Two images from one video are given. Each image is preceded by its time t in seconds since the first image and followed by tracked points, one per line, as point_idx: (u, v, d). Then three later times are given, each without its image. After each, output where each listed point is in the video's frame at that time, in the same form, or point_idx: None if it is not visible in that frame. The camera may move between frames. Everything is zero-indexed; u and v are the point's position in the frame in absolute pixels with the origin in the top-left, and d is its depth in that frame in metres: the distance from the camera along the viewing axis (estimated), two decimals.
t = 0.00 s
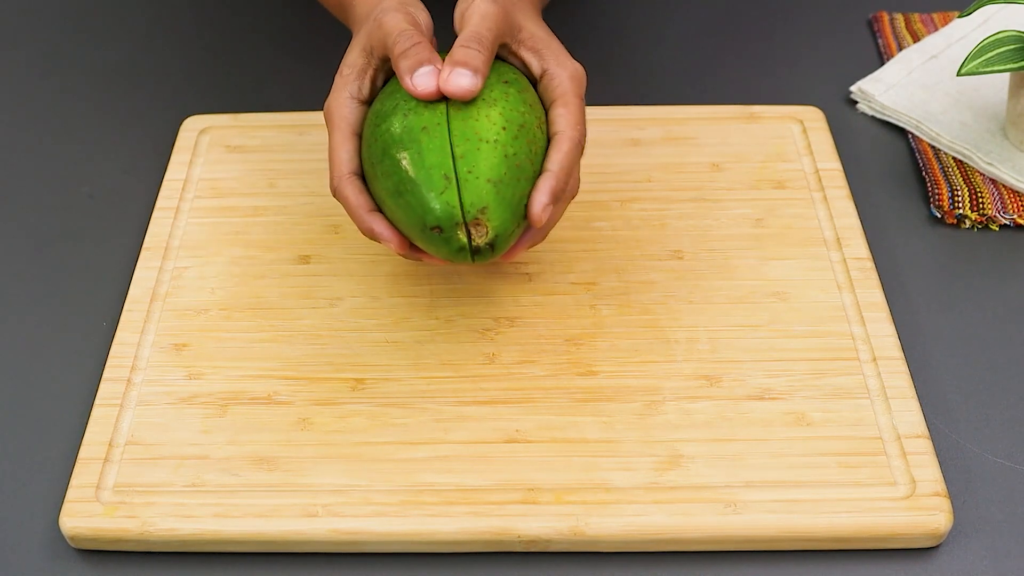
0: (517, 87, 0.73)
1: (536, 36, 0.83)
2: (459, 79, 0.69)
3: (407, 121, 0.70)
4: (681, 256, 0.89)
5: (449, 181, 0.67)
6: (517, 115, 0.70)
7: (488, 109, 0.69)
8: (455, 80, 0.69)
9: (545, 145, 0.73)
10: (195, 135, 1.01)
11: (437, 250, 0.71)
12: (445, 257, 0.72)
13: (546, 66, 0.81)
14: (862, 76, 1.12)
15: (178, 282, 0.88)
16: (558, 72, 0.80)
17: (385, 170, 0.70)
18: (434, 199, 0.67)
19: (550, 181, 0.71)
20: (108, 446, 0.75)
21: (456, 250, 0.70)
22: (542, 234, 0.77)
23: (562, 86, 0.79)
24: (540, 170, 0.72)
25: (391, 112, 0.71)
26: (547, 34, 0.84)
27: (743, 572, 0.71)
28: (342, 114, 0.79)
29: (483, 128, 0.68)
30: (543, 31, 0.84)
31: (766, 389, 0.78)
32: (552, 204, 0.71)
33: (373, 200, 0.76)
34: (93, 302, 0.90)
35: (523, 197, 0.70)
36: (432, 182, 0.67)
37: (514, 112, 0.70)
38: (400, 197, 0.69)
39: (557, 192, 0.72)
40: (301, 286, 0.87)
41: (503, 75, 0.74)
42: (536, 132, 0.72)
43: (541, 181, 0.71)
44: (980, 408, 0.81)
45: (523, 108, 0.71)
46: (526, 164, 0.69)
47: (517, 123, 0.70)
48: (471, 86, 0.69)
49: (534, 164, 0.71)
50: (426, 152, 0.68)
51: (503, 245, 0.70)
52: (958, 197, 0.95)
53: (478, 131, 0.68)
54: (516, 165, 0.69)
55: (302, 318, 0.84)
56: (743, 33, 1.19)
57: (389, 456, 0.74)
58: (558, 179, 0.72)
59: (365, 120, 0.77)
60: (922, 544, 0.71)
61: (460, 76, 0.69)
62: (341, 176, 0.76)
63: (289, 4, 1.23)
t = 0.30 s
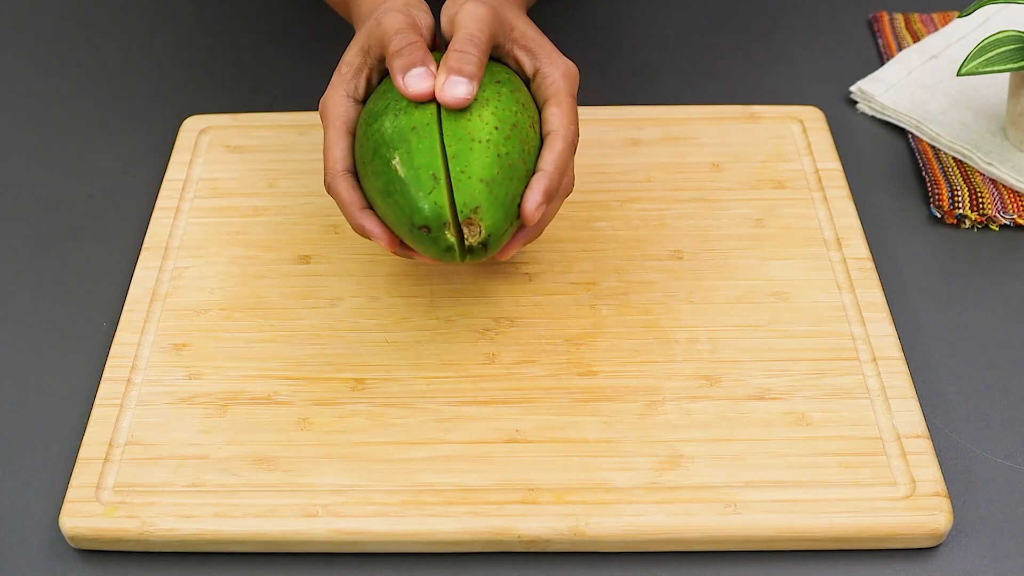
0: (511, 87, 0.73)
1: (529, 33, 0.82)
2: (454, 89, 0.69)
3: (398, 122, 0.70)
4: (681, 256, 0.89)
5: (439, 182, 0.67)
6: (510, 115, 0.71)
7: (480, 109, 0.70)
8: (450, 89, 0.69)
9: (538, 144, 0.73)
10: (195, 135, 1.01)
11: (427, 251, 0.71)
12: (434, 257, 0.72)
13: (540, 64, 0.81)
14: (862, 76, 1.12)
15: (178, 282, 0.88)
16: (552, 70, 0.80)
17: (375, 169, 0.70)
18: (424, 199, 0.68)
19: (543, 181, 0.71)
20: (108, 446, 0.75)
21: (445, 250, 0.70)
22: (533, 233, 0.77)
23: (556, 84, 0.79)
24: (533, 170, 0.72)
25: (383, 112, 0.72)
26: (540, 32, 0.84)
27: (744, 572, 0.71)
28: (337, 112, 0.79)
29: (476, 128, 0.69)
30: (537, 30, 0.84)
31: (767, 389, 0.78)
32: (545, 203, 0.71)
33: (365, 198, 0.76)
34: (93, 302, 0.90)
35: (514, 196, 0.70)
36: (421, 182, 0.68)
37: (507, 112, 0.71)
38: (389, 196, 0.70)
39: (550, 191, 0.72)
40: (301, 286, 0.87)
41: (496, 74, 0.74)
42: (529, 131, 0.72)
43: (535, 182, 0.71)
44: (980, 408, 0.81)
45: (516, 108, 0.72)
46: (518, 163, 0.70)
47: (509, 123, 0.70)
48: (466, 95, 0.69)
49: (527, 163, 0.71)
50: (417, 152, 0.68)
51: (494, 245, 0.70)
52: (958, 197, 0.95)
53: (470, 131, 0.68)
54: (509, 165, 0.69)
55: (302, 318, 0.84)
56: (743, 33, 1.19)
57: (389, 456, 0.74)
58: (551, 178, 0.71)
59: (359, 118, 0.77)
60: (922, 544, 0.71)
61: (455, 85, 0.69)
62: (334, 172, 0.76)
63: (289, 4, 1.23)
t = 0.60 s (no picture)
0: (508, 93, 0.73)
1: (532, 40, 0.82)
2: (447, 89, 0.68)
3: (395, 123, 0.70)
4: (681, 256, 0.89)
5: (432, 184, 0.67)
6: (506, 121, 0.71)
7: (476, 114, 0.70)
8: (444, 84, 0.68)
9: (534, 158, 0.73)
10: (195, 135, 1.01)
11: (419, 252, 0.71)
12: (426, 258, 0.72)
13: (540, 73, 0.81)
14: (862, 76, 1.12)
15: (178, 282, 0.88)
16: (552, 80, 0.80)
17: (371, 169, 0.71)
18: (417, 200, 0.68)
19: (535, 194, 0.72)
20: (108, 446, 0.75)
21: (435, 252, 0.70)
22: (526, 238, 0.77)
23: (555, 96, 0.80)
24: (527, 183, 0.72)
25: (381, 112, 0.72)
26: (543, 38, 0.84)
27: (744, 572, 0.71)
28: (335, 109, 0.79)
29: (471, 132, 0.68)
30: (540, 35, 0.84)
31: (767, 389, 0.78)
32: (536, 216, 0.72)
33: (361, 196, 0.76)
34: (93, 302, 0.90)
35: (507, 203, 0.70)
36: (416, 184, 0.68)
37: (503, 118, 0.70)
38: (384, 196, 0.70)
39: (543, 207, 0.73)
40: (301, 286, 0.87)
41: (496, 81, 0.74)
42: (524, 139, 0.72)
43: (529, 197, 0.72)
44: (980, 407, 0.81)
45: (513, 115, 0.72)
46: (512, 171, 0.70)
47: (505, 129, 0.70)
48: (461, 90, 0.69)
49: (520, 171, 0.71)
50: (412, 153, 0.68)
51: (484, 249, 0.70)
52: (958, 197, 0.95)
53: (465, 135, 0.68)
54: (501, 172, 0.69)
55: (301, 318, 0.84)
56: (743, 33, 1.19)
57: (389, 456, 0.74)
58: (545, 195, 0.72)
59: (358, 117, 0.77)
60: (922, 544, 0.71)
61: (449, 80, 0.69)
62: (330, 170, 0.76)
63: (289, 4, 1.23)
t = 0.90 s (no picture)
0: (504, 96, 0.74)
1: (530, 42, 0.82)
2: (445, 102, 0.68)
3: (391, 125, 0.70)
4: (681, 256, 0.89)
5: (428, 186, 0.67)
6: (501, 124, 0.71)
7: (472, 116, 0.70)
8: (443, 101, 0.68)
9: (529, 160, 0.73)
10: (195, 135, 1.01)
11: (414, 254, 0.71)
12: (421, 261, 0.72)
13: (538, 75, 0.81)
14: (862, 76, 1.12)
15: (178, 282, 0.88)
16: (550, 82, 0.80)
17: (367, 171, 0.71)
18: (413, 203, 0.68)
19: (531, 196, 0.72)
20: (108, 446, 0.75)
21: (431, 254, 0.70)
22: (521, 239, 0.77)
23: (553, 97, 0.79)
24: (522, 185, 0.72)
25: (378, 114, 0.72)
26: (542, 42, 0.83)
27: (745, 572, 0.71)
28: (333, 111, 0.79)
29: (467, 134, 0.69)
30: (538, 38, 0.84)
31: (767, 389, 0.78)
32: (531, 218, 0.72)
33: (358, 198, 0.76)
34: (93, 302, 0.90)
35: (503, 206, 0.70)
36: (412, 187, 0.68)
37: (498, 121, 0.71)
38: (380, 198, 0.70)
39: (538, 209, 0.73)
40: (301, 286, 0.87)
41: (492, 83, 0.74)
42: (519, 141, 0.72)
43: (523, 197, 0.72)
44: (980, 408, 0.81)
45: (508, 118, 0.72)
46: (508, 173, 0.70)
47: (501, 132, 0.70)
48: (460, 110, 0.68)
49: (515, 173, 0.71)
50: (408, 156, 0.68)
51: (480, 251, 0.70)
52: (958, 197, 0.95)
53: (460, 138, 0.68)
54: (497, 174, 0.69)
55: (301, 318, 0.84)
56: (743, 33, 1.19)
57: (390, 456, 0.74)
58: (540, 197, 0.72)
59: (356, 119, 0.77)
60: (922, 544, 0.71)
61: (449, 97, 0.69)
62: (327, 172, 0.76)
63: (289, 5, 1.23)
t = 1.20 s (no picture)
0: (508, 96, 0.74)
1: (535, 42, 0.82)
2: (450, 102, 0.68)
3: (395, 121, 0.70)
4: (681, 256, 0.89)
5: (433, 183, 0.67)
6: (506, 123, 0.71)
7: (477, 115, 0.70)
8: (450, 101, 0.68)
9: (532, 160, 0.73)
10: (195, 135, 1.01)
11: (413, 247, 0.71)
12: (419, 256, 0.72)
13: (541, 76, 0.81)
14: (862, 76, 1.12)
15: (178, 282, 0.88)
16: (553, 82, 0.80)
17: (368, 164, 0.70)
18: (415, 197, 0.68)
19: (533, 196, 0.72)
20: (108, 446, 0.75)
21: (430, 248, 0.70)
22: (523, 239, 0.77)
23: (557, 97, 0.79)
24: (525, 185, 0.72)
25: (381, 109, 0.72)
26: (545, 42, 0.83)
27: (745, 573, 0.71)
28: (333, 105, 0.79)
29: (472, 133, 0.69)
30: (542, 39, 0.83)
31: (767, 389, 0.78)
32: (533, 219, 0.72)
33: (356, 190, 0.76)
34: (93, 302, 0.90)
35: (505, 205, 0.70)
36: (415, 181, 0.68)
37: (503, 120, 0.71)
38: (380, 191, 0.70)
39: (539, 210, 0.73)
40: (301, 286, 0.87)
41: (495, 83, 0.74)
42: (523, 141, 0.72)
43: (525, 198, 0.72)
44: (980, 408, 0.81)
45: (512, 117, 0.72)
46: (512, 173, 0.70)
47: (505, 131, 0.70)
48: (467, 111, 0.69)
49: (519, 173, 0.71)
50: (410, 150, 0.68)
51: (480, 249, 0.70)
52: (958, 197, 0.95)
53: (465, 137, 0.68)
54: (501, 173, 0.69)
55: (302, 318, 0.84)
56: (743, 33, 1.19)
57: (390, 456, 0.74)
58: (541, 198, 0.72)
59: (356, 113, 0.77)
60: (922, 544, 0.71)
61: (456, 97, 0.69)
62: (326, 164, 0.76)
63: (289, 4, 1.23)
